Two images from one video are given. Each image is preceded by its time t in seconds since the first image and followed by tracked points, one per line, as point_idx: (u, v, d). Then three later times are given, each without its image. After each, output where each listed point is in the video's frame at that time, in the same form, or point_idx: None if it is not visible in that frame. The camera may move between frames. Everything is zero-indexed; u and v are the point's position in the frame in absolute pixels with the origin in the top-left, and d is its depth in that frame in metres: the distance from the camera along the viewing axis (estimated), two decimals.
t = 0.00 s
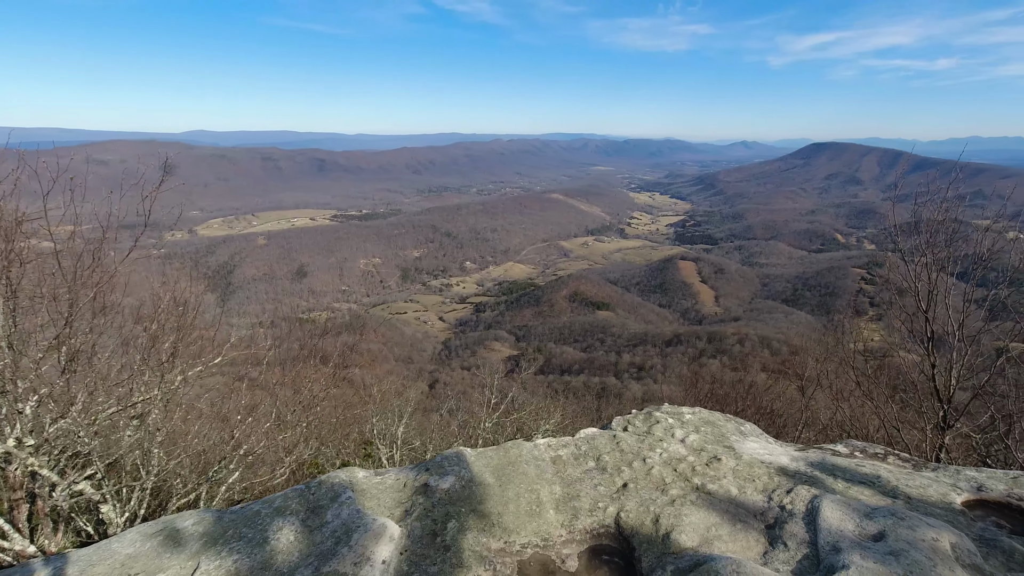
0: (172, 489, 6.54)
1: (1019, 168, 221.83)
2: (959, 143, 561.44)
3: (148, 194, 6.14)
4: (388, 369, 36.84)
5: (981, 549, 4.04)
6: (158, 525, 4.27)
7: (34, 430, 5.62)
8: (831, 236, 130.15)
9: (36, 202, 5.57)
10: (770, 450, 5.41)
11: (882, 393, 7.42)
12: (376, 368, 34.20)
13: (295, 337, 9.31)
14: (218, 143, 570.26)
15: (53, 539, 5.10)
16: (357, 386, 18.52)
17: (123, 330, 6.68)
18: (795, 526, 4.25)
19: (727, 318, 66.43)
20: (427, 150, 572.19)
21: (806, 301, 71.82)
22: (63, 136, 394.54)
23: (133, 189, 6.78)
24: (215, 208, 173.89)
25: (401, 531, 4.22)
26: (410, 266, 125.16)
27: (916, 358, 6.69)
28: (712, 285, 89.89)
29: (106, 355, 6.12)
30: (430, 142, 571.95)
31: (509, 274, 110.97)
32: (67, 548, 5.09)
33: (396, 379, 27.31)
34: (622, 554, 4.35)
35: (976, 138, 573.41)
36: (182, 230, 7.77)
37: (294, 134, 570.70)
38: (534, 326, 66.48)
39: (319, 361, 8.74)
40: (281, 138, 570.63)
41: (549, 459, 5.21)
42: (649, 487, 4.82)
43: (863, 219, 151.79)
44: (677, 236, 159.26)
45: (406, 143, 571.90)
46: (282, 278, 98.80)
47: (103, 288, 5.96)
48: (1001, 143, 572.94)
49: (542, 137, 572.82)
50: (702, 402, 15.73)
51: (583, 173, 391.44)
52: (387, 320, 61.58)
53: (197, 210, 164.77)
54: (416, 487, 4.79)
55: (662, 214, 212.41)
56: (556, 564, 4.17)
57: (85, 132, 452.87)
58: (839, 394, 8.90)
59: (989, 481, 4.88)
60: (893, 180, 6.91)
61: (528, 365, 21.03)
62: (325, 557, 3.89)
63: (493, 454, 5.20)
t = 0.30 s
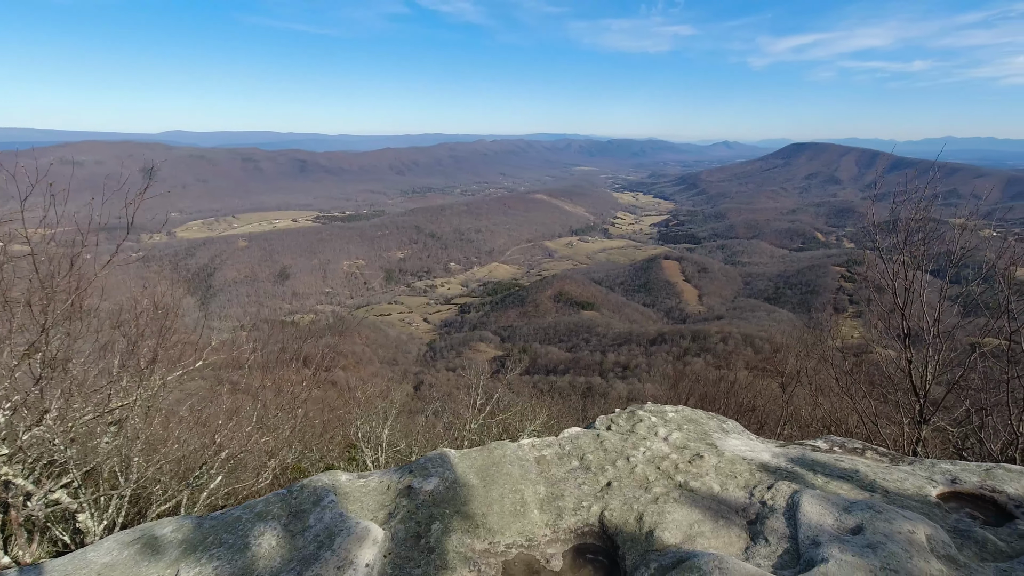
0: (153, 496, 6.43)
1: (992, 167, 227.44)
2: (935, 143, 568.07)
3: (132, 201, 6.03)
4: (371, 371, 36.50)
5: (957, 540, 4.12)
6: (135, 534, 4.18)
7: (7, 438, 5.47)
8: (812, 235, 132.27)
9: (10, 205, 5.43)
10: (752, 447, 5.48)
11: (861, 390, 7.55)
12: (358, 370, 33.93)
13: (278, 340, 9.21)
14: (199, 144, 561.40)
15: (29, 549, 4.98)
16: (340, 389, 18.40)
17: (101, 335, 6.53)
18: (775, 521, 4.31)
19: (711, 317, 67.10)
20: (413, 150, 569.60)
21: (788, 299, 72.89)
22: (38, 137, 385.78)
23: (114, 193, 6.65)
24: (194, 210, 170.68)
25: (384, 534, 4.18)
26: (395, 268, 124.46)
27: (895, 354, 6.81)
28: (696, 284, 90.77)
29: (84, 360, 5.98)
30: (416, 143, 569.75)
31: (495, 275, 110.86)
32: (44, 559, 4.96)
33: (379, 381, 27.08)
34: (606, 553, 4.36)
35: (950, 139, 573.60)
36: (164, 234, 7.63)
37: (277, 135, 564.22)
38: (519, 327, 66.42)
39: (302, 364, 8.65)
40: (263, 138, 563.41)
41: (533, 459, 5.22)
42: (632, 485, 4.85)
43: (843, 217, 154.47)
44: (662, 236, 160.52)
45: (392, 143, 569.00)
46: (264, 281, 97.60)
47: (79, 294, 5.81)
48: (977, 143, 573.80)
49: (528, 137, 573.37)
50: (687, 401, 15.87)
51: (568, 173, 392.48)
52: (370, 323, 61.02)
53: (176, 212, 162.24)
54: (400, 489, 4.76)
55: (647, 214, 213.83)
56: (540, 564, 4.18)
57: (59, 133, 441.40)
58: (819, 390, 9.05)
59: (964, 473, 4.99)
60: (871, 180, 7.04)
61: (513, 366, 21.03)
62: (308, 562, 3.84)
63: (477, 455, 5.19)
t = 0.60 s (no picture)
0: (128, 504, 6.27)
1: (960, 167, 234.71)
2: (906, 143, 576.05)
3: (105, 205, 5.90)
4: (351, 374, 36.17)
5: (926, 530, 4.23)
6: (106, 543, 4.04)
7: None
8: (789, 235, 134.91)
9: None
10: (730, 444, 5.53)
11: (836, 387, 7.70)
12: (338, 373, 33.57)
13: (256, 344, 9.07)
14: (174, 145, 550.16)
15: None
16: (320, 392, 18.19)
17: (70, 342, 6.35)
18: (752, 517, 4.36)
19: (692, 315, 68.12)
20: (396, 152, 566.85)
21: (766, 297, 74.26)
22: None
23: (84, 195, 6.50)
24: (167, 213, 166.79)
25: (364, 538, 4.14)
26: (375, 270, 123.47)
27: (868, 350, 6.96)
28: (676, 284, 91.91)
29: (52, 367, 5.82)
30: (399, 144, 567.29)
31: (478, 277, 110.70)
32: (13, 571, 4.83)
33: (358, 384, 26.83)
34: (587, 552, 4.37)
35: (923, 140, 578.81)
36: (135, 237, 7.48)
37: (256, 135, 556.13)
38: (501, 327, 66.44)
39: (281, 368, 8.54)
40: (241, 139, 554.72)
41: (514, 460, 5.21)
42: (613, 483, 4.87)
43: (818, 216, 157.88)
44: (643, 235, 162.20)
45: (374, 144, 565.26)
46: (242, 284, 95.95)
47: (48, 300, 5.67)
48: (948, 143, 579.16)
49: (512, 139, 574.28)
50: (668, 399, 16.03)
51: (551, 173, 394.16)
52: (350, 325, 60.41)
53: (150, 215, 158.59)
54: (379, 492, 4.71)
55: (629, 215, 215.82)
56: (521, 564, 4.18)
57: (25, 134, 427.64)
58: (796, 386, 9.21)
59: (934, 466, 5.12)
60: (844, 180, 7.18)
61: (495, 366, 21.01)
62: (286, 568, 3.78)
63: (457, 457, 5.16)
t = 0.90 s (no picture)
0: (98, 514, 6.08)
1: (929, 168, 241.67)
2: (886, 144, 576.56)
3: (56, 199, 5.62)
4: (332, 376, 35.85)
5: (897, 521, 4.32)
6: (77, 553, 3.91)
7: None
8: (766, 235, 137.51)
9: None
10: (709, 440, 5.61)
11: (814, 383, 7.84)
12: (316, 376, 33.13)
13: (233, 347, 8.91)
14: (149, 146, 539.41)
15: None
16: (299, 395, 18.00)
17: (34, 348, 6.15)
18: (731, 512, 4.42)
19: (673, 314, 68.88)
20: (378, 153, 563.99)
21: (745, 296, 75.52)
22: None
23: (45, 195, 6.31)
24: (141, 215, 162.93)
25: (345, 541, 4.09)
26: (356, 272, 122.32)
27: (844, 347, 7.10)
28: (657, 283, 92.96)
29: (15, 375, 5.64)
30: (380, 145, 565.12)
31: (460, 278, 110.52)
32: None
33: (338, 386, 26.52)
34: (568, 550, 4.38)
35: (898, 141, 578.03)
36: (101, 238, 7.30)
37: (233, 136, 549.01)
38: (483, 329, 66.37)
39: (259, 371, 8.40)
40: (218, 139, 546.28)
41: (495, 459, 5.21)
42: (593, 481, 4.89)
43: (795, 216, 161.09)
44: (624, 235, 163.74)
45: (355, 145, 562.75)
46: (219, 287, 94.18)
47: (10, 306, 5.51)
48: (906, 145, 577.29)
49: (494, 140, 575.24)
50: (650, 398, 16.19)
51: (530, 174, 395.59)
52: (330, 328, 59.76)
53: (123, 218, 154.64)
54: (360, 495, 4.66)
55: (610, 215, 217.51)
56: (503, 564, 4.17)
57: None
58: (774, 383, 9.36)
59: (905, 458, 5.25)
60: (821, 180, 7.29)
61: (478, 367, 20.96)
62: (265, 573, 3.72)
63: (438, 458, 5.13)
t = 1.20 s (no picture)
0: (72, 522, 5.92)
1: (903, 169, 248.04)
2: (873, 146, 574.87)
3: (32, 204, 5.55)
4: (313, 379, 35.48)
5: (873, 514, 4.40)
6: (49, 562, 3.80)
7: None
8: (746, 235, 139.77)
9: None
10: (689, 438, 5.66)
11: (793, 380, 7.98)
12: (296, 379, 32.74)
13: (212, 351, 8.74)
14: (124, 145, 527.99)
15: None
16: (280, 398, 17.79)
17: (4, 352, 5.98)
18: (712, 508, 4.46)
19: (654, 314, 69.51)
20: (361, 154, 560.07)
21: (726, 295, 76.56)
22: None
23: (17, 198, 6.19)
24: (115, 216, 159.47)
25: (326, 544, 4.04)
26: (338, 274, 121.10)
27: (822, 345, 7.21)
28: (639, 283, 93.74)
29: None
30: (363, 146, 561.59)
31: (443, 279, 110.25)
32: None
33: (319, 390, 26.19)
34: (551, 549, 4.39)
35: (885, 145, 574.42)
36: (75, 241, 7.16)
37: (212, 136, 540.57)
38: (466, 330, 66.18)
39: (238, 374, 8.25)
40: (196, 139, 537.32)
41: (478, 460, 5.19)
42: (576, 481, 4.90)
43: (774, 215, 163.93)
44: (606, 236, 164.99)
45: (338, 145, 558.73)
46: (197, 289, 92.33)
47: None
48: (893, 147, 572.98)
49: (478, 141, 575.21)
50: (633, 397, 16.30)
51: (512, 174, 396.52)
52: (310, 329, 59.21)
53: (96, 219, 151.14)
54: (341, 498, 4.61)
55: (593, 216, 218.88)
56: (486, 565, 4.15)
57: None
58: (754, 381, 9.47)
59: (881, 453, 5.34)
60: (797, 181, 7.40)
61: (461, 368, 20.87)
62: None
63: (421, 459, 5.09)
